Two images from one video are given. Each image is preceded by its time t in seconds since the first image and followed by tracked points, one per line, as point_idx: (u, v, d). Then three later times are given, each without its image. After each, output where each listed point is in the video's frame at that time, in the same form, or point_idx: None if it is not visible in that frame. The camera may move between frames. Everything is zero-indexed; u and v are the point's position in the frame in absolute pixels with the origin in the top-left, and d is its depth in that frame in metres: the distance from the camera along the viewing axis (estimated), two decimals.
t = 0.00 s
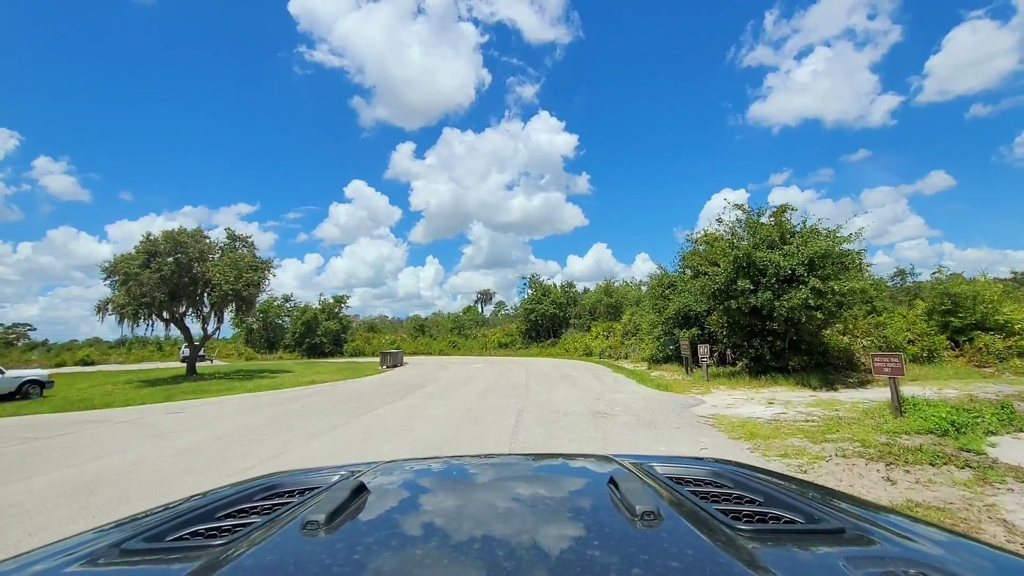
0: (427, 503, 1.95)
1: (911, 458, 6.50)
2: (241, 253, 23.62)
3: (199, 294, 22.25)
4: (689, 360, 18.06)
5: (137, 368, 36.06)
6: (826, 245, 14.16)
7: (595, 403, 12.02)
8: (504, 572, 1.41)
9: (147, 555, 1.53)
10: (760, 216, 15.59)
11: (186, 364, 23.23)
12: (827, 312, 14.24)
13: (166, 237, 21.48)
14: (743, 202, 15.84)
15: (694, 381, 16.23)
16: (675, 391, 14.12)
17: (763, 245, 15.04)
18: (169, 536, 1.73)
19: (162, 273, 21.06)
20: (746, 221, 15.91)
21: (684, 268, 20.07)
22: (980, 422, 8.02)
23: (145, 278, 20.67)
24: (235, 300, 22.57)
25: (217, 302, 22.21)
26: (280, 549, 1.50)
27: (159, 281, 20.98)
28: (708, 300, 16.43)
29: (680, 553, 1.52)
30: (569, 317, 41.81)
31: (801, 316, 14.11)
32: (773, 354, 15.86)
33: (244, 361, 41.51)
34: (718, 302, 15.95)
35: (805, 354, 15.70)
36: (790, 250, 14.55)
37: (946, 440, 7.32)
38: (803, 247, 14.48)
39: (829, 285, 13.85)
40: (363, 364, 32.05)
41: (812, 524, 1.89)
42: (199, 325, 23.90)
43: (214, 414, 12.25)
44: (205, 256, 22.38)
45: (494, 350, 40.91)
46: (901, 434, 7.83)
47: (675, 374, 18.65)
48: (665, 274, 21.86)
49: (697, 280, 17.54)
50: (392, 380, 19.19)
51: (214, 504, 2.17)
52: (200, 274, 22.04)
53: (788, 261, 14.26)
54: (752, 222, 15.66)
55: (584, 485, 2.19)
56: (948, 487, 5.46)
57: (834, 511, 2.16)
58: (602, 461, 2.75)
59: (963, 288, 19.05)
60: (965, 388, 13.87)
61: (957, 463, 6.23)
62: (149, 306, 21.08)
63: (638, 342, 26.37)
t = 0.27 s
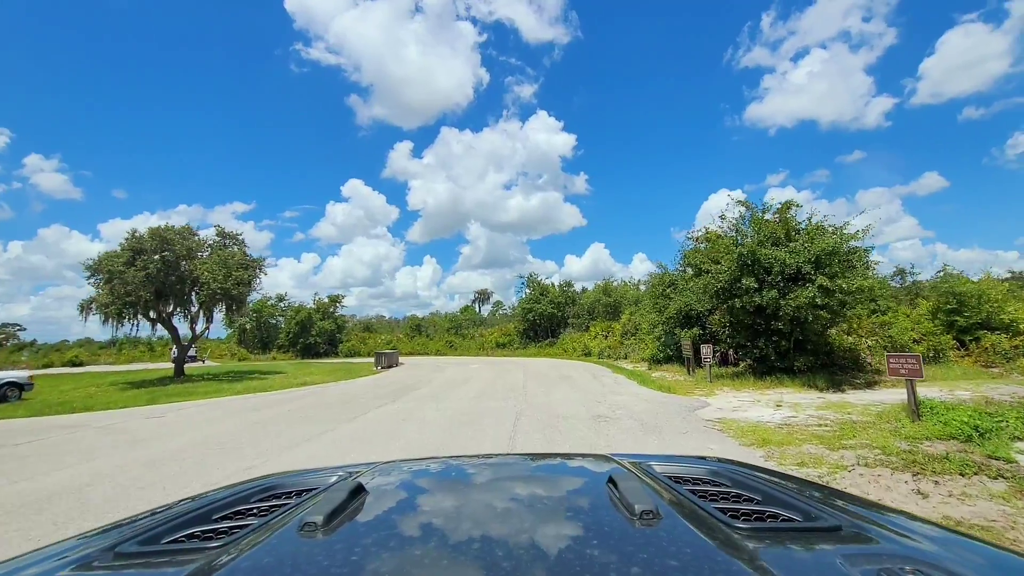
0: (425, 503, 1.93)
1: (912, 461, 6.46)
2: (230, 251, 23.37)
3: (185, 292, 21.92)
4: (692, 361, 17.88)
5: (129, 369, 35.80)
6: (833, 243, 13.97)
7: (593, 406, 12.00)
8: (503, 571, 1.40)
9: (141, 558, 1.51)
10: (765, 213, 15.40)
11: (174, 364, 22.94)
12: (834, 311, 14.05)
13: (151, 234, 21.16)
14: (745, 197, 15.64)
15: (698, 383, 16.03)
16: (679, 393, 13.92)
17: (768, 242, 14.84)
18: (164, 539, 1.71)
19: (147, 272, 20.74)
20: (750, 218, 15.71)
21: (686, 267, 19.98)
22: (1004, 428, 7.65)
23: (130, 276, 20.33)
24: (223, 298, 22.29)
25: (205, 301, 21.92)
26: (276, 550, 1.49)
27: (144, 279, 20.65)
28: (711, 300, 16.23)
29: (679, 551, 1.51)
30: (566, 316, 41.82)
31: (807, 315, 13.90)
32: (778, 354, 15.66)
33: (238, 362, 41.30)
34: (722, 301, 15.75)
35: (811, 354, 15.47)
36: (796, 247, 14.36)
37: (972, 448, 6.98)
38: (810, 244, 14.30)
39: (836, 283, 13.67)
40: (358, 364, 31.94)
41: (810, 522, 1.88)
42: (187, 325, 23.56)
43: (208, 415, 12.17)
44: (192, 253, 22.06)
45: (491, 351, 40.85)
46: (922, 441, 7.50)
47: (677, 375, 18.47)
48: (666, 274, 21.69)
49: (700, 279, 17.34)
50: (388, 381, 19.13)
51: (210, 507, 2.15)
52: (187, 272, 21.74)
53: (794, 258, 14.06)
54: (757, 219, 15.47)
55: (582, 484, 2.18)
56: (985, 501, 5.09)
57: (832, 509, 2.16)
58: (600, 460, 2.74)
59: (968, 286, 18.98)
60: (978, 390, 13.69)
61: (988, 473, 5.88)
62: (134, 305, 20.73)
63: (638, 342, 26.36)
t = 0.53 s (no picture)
0: (422, 503, 1.94)
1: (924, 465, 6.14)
2: (221, 249, 23.21)
3: (175, 291, 21.73)
4: (697, 363, 17.44)
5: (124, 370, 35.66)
6: (844, 239, 13.56)
7: (591, 408, 11.96)
8: (501, 571, 1.40)
9: (140, 558, 1.51)
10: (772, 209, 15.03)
11: (164, 365, 22.77)
12: (845, 310, 13.62)
13: (140, 232, 21.00)
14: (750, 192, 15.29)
15: (703, 386, 15.62)
16: (684, 397, 13.51)
17: (775, 239, 14.45)
18: (163, 539, 1.71)
19: (136, 271, 20.59)
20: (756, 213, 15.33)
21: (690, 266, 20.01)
22: None
23: (118, 274, 20.16)
24: (214, 297, 22.09)
25: (195, 300, 21.72)
26: (275, 550, 1.49)
27: (133, 278, 20.48)
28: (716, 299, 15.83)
29: (677, 551, 1.52)
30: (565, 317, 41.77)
31: (818, 315, 13.46)
32: (787, 356, 15.14)
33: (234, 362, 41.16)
34: (728, 301, 15.35)
35: (821, 356, 14.91)
36: (806, 244, 13.97)
37: (1011, 456, 6.18)
38: (819, 241, 13.90)
39: (847, 281, 13.26)
40: (355, 365, 31.90)
41: (808, 522, 1.89)
42: (178, 325, 23.37)
43: (205, 416, 12.17)
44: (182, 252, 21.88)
45: (488, 351, 40.74)
46: (953, 450, 6.72)
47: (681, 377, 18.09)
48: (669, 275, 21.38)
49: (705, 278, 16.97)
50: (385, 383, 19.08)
51: (208, 506, 2.15)
52: (177, 270, 21.56)
53: (804, 255, 13.65)
54: (763, 215, 15.07)
55: (580, 484, 2.18)
56: None
57: (831, 509, 2.17)
58: (599, 459, 2.75)
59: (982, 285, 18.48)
60: (999, 395, 13.20)
61: None
62: (122, 305, 20.55)
63: (639, 343, 26.21)
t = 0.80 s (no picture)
0: (422, 503, 1.94)
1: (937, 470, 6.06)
2: (210, 249, 22.96)
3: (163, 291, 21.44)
4: (701, 365, 17.02)
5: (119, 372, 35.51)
6: (855, 234, 13.14)
7: (589, 409, 11.95)
8: (501, 572, 1.40)
9: (139, 560, 1.51)
10: (779, 205, 14.61)
11: (153, 367, 22.54)
12: (858, 309, 13.18)
13: (127, 231, 20.58)
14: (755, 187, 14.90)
15: (709, 388, 15.13)
16: (690, 400, 13.06)
17: (783, 235, 14.03)
18: (162, 541, 1.71)
19: (123, 271, 20.26)
20: (762, 209, 14.91)
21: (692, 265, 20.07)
22: None
23: (105, 275, 19.80)
24: (203, 297, 21.88)
25: (184, 300, 21.49)
26: (275, 552, 1.49)
27: (120, 279, 20.16)
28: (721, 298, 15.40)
29: (677, 551, 1.52)
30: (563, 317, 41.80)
31: (829, 313, 13.00)
32: (796, 357, 14.62)
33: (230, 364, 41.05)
34: (734, 300, 14.92)
35: (831, 357, 14.40)
36: (815, 240, 13.55)
37: None
38: (830, 236, 13.49)
39: (860, 278, 12.86)
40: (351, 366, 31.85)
41: (808, 520, 1.90)
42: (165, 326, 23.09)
43: (201, 419, 12.10)
44: (171, 252, 21.58)
45: (486, 352, 40.71)
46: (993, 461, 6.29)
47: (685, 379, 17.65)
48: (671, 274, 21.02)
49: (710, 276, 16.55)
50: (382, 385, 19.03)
51: (207, 508, 2.14)
52: (165, 270, 21.29)
53: (814, 252, 13.21)
54: (770, 210, 14.64)
55: (579, 483, 2.19)
56: None
57: (830, 507, 2.17)
58: (598, 459, 2.76)
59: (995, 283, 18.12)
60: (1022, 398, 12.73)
61: None
62: (109, 306, 20.21)
63: (640, 344, 26.11)
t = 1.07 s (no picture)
0: (418, 501, 1.94)
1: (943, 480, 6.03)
2: (201, 244, 22.64)
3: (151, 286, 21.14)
4: (706, 367, 16.69)
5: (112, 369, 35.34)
6: (869, 233, 12.65)
7: (587, 410, 11.93)
8: (498, 571, 1.40)
9: (135, 556, 1.50)
10: (789, 202, 14.15)
11: (143, 364, 22.35)
12: (869, 311, 12.77)
13: (115, 225, 20.36)
14: (763, 185, 14.41)
15: (713, 392, 14.70)
16: (694, 404, 12.67)
17: (792, 234, 13.59)
18: (160, 536, 1.71)
19: (110, 265, 20.01)
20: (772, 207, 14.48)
21: (694, 264, 20.04)
22: None
23: (91, 269, 19.56)
24: (192, 293, 21.51)
25: (172, 295, 21.14)
26: (273, 548, 1.49)
27: (106, 273, 19.89)
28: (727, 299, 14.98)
29: (674, 549, 1.52)
30: (562, 317, 41.78)
31: (839, 315, 12.58)
32: (804, 360, 14.19)
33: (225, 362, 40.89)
34: (741, 301, 14.52)
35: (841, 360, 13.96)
36: (826, 239, 13.09)
37: None
38: (841, 235, 13.03)
39: (872, 278, 12.43)
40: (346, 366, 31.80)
41: (805, 520, 1.91)
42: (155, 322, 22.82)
43: (196, 418, 12.06)
44: (159, 246, 21.27)
45: (483, 352, 40.64)
46: None
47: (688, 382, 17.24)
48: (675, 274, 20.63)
49: (716, 277, 16.10)
50: (379, 384, 18.97)
51: (205, 504, 2.14)
52: (153, 265, 20.96)
53: (825, 251, 12.75)
54: (779, 208, 14.15)
55: (576, 482, 2.19)
56: None
57: (827, 508, 2.18)
58: (596, 458, 2.76)
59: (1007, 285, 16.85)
60: None
61: None
62: (95, 301, 19.97)
63: (640, 345, 25.96)
